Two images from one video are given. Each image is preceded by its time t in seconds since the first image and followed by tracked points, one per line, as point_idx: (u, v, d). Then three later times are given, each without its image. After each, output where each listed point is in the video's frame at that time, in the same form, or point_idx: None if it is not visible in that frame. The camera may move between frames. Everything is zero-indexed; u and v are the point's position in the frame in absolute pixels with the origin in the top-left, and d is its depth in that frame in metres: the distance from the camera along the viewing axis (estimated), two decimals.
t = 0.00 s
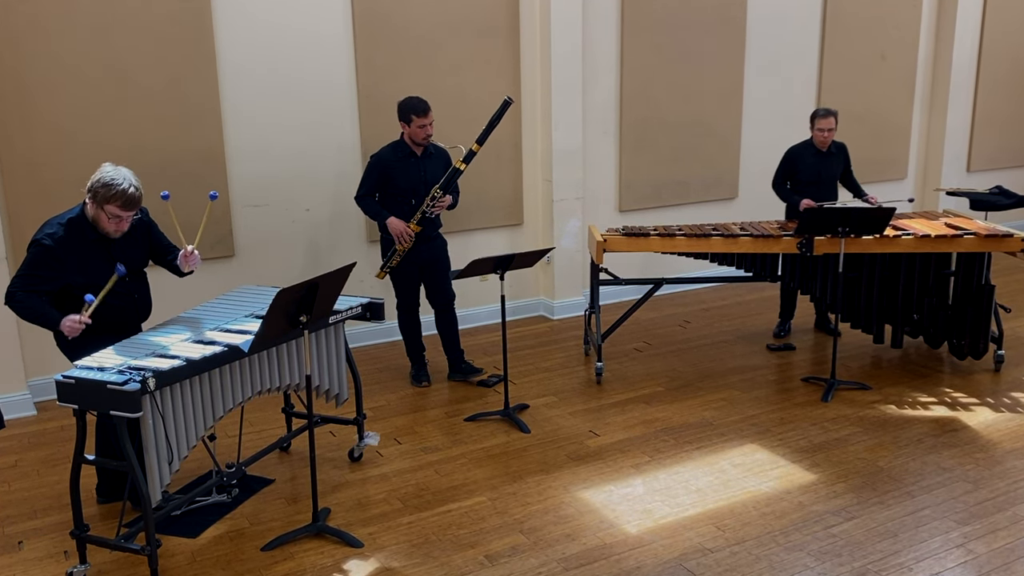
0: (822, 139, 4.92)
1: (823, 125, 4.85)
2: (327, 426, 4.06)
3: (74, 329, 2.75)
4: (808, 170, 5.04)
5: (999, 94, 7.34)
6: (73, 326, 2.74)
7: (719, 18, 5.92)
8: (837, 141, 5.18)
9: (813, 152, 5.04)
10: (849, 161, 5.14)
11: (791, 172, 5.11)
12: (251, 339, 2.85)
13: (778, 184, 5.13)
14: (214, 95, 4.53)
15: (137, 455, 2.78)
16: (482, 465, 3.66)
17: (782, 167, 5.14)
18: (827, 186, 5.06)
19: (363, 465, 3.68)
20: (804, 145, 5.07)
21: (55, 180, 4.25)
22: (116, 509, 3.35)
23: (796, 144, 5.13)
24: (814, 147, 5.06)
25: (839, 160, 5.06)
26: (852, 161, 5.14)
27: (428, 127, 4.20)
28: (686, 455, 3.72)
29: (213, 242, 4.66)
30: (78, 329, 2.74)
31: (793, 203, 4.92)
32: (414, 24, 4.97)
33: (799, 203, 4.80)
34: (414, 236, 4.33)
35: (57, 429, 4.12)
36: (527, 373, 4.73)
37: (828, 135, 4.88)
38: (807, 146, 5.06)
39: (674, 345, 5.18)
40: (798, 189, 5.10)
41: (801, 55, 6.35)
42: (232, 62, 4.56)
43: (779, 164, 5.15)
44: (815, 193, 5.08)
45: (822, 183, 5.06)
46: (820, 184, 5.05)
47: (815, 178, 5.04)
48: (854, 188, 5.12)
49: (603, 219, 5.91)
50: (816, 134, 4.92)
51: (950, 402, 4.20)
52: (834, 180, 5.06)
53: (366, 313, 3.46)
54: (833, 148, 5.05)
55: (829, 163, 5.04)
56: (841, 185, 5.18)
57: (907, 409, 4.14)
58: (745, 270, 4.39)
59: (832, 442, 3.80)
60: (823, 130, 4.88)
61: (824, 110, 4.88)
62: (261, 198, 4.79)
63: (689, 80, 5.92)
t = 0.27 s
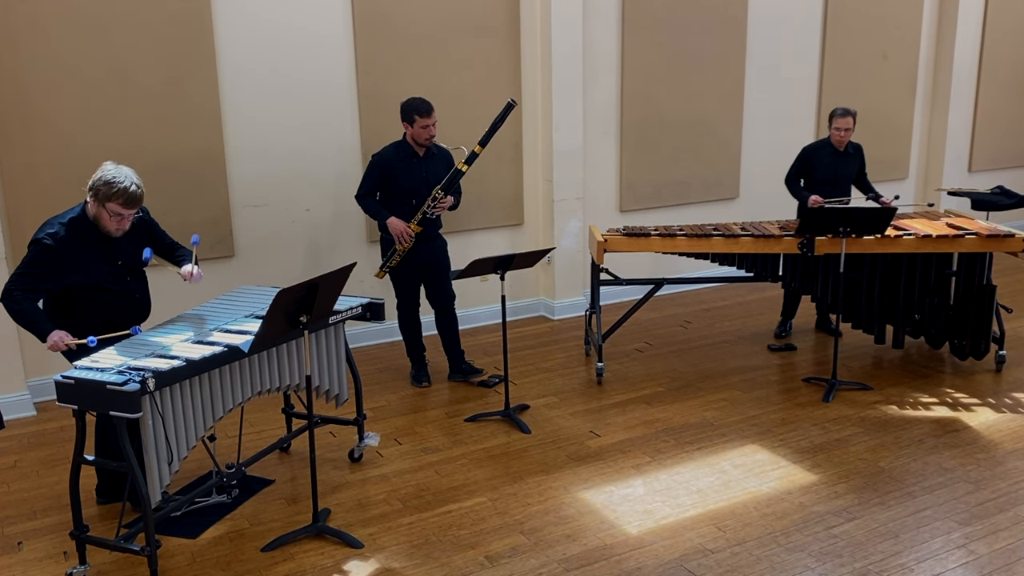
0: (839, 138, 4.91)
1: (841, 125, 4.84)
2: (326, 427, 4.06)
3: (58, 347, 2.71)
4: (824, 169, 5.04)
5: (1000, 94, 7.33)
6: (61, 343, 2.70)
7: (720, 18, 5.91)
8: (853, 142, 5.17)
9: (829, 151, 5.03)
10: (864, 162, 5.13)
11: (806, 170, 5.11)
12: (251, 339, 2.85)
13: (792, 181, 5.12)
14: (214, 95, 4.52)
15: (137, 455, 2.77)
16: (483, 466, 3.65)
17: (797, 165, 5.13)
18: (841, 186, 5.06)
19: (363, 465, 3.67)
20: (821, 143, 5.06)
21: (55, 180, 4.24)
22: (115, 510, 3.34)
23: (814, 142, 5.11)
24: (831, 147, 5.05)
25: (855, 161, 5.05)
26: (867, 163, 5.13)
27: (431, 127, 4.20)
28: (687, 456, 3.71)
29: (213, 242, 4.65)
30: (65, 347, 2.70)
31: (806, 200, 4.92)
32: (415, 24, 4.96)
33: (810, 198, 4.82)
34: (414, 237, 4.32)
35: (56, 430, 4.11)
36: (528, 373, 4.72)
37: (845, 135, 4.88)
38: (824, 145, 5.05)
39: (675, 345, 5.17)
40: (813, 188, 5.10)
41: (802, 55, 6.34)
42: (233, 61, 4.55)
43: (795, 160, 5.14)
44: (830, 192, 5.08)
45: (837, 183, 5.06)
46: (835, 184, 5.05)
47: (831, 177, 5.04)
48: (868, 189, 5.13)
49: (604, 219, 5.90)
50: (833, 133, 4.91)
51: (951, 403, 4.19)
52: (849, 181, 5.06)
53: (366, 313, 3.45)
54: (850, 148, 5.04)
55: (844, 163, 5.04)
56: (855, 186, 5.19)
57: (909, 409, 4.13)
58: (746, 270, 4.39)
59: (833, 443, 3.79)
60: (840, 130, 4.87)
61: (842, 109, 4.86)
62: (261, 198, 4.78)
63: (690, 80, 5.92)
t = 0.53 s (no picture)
0: (847, 138, 4.90)
1: (850, 125, 4.82)
2: (326, 428, 4.05)
3: (45, 349, 2.68)
4: (831, 169, 5.03)
5: (1002, 93, 7.32)
6: (48, 345, 2.67)
7: (721, 18, 5.90)
8: (863, 142, 5.16)
9: (837, 151, 5.03)
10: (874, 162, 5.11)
11: (814, 170, 5.11)
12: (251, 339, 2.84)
13: (800, 180, 5.13)
14: (215, 95, 4.51)
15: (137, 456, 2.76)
16: (484, 467, 3.64)
17: (805, 164, 5.13)
18: (849, 186, 5.05)
19: (363, 466, 3.66)
20: (829, 143, 5.05)
21: (54, 180, 4.23)
22: (115, 511, 3.33)
23: (822, 141, 5.10)
24: (839, 146, 5.04)
25: (863, 161, 5.04)
26: (877, 163, 5.11)
27: (433, 128, 4.19)
28: (688, 457, 3.70)
29: (213, 243, 4.64)
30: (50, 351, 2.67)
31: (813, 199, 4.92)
32: (415, 23, 4.95)
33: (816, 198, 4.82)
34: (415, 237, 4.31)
35: (56, 430, 4.10)
36: (528, 374, 4.71)
37: (853, 135, 4.86)
38: (832, 144, 5.05)
39: (676, 346, 5.16)
40: (820, 188, 5.09)
41: (804, 55, 6.34)
42: (233, 60, 4.54)
43: (803, 160, 5.14)
44: (837, 192, 5.07)
45: (845, 183, 5.05)
46: (843, 184, 5.05)
47: (839, 177, 5.03)
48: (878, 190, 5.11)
49: (605, 219, 5.89)
50: (842, 132, 4.90)
51: (953, 403, 4.18)
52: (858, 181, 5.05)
53: (367, 314, 3.44)
54: (858, 148, 5.03)
55: (853, 163, 5.03)
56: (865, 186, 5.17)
57: (911, 410, 4.12)
58: (747, 270, 4.38)
59: (834, 444, 3.78)
60: (849, 130, 4.86)
61: (851, 109, 4.85)
62: (262, 198, 4.77)
63: (692, 80, 5.91)
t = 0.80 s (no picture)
0: (847, 137, 4.89)
1: (850, 124, 4.82)
2: (327, 429, 4.04)
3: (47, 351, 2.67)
4: (832, 170, 5.03)
5: (1004, 93, 7.31)
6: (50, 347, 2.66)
7: (723, 17, 5.90)
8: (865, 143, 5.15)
9: (838, 151, 5.03)
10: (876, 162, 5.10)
11: (815, 170, 5.11)
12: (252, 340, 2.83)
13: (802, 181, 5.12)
14: (215, 94, 4.50)
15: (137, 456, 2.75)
16: (484, 467, 3.63)
17: (806, 164, 5.14)
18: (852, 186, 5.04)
19: (364, 467, 3.65)
20: (830, 143, 5.06)
21: (54, 180, 4.23)
22: (115, 512, 3.33)
23: (823, 141, 5.12)
24: (840, 147, 5.04)
25: (864, 161, 5.03)
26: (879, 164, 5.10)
27: (434, 127, 4.18)
28: (690, 457, 3.69)
29: (213, 243, 4.63)
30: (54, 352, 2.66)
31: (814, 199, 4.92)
32: (416, 23, 4.94)
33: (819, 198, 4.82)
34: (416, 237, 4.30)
35: (55, 431, 4.09)
36: (529, 375, 4.70)
37: (854, 134, 4.86)
38: (833, 144, 5.05)
39: (677, 346, 5.15)
40: (822, 188, 5.09)
41: (805, 55, 6.33)
42: (233, 60, 4.53)
43: (805, 161, 5.14)
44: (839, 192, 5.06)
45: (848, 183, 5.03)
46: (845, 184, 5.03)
47: (841, 177, 5.02)
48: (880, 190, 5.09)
49: (606, 219, 5.88)
50: (842, 132, 4.90)
51: (955, 404, 4.17)
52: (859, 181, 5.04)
53: (368, 315, 3.43)
54: (859, 148, 5.03)
55: (854, 162, 5.02)
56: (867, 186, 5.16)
57: (913, 411, 4.11)
58: (748, 271, 4.38)
59: (836, 444, 3.77)
60: (849, 129, 4.86)
61: (851, 108, 4.86)
62: (262, 198, 4.76)
63: (693, 80, 5.90)
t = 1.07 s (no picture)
0: (846, 137, 4.88)
1: (848, 123, 4.81)
2: (327, 429, 4.03)
3: (46, 350, 2.66)
4: (830, 169, 5.02)
5: (1006, 94, 7.30)
6: (50, 346, 2.65)
7: (724, 17, 5.89)
8: (865, 143, 5.12)
9: (836, 151, 5.02)
10: (875, 161, 5.08)
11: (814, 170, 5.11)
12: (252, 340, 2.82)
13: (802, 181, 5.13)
14: (215, 95, 4.49)
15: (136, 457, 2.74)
16: (485, 468, 3.62)
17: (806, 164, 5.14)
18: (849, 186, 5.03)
19: (364, 468, 3.64)
20: (829, 142, 5.06)
21: (54, 180, 4.21)
22: (114, 513, 3.32)
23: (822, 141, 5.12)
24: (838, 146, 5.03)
25: (862, 160, 5.02)
26: (879, 163, 5.08)
27: (434, 125, 4.17)
28: (691, 458, 3.68)
29: (213, 243, 4.62)
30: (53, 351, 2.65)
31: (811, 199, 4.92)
32: (417, 23, 4.93)
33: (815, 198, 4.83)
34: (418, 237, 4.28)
35: (55, 432, 4.08)
36: (530, 375, 4.69)
37: (851, 133, 4.84)
38: (832, 143, 5.04)
39: (678, 347, 5.14)
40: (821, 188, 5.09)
41: (807, 55, 6.32)
42: (233, 60, 4.52)
43: (805, 160, 5.14)
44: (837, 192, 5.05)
45: (846, 183, 5.02)
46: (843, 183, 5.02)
47: (839, 177, 5.01)
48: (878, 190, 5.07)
49: (607, 219, 5.88)
50: (840, 131, 4.88)
51: (957, 405, 4.16)
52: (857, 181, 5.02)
53: (368, 315, 3.42)
54: (858, 147, 5.01)
55: (852, 162, 5.01)
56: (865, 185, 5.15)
57: (915, 411, 4.10)
58: (749, 271, 4.37)
59: (838, 445, 3.76)
60: (847, 128, 4.84)
61: (848, 107, 4.85)
62: (262, 198, 4.75)
63: (695, 79, 5.89)
